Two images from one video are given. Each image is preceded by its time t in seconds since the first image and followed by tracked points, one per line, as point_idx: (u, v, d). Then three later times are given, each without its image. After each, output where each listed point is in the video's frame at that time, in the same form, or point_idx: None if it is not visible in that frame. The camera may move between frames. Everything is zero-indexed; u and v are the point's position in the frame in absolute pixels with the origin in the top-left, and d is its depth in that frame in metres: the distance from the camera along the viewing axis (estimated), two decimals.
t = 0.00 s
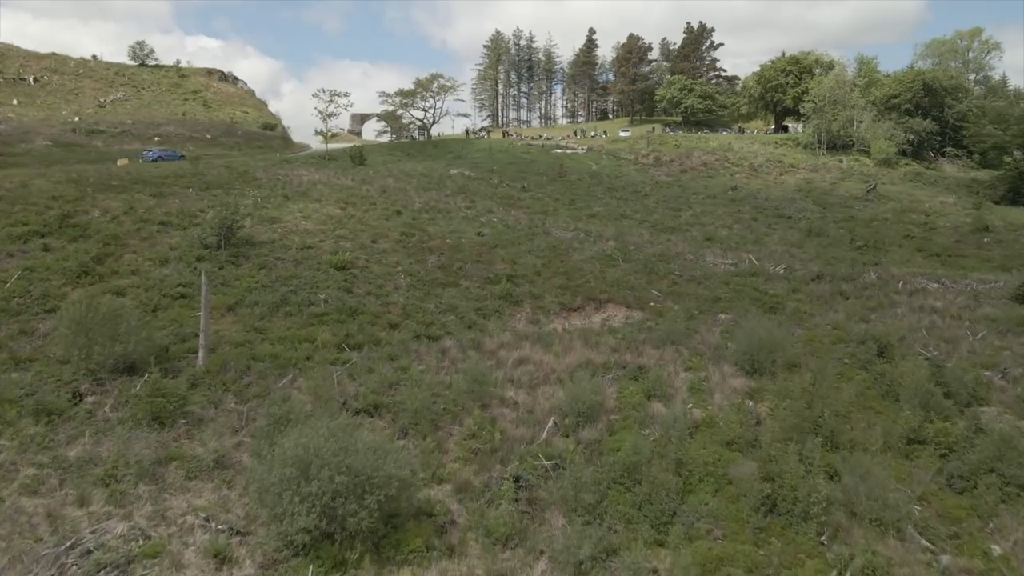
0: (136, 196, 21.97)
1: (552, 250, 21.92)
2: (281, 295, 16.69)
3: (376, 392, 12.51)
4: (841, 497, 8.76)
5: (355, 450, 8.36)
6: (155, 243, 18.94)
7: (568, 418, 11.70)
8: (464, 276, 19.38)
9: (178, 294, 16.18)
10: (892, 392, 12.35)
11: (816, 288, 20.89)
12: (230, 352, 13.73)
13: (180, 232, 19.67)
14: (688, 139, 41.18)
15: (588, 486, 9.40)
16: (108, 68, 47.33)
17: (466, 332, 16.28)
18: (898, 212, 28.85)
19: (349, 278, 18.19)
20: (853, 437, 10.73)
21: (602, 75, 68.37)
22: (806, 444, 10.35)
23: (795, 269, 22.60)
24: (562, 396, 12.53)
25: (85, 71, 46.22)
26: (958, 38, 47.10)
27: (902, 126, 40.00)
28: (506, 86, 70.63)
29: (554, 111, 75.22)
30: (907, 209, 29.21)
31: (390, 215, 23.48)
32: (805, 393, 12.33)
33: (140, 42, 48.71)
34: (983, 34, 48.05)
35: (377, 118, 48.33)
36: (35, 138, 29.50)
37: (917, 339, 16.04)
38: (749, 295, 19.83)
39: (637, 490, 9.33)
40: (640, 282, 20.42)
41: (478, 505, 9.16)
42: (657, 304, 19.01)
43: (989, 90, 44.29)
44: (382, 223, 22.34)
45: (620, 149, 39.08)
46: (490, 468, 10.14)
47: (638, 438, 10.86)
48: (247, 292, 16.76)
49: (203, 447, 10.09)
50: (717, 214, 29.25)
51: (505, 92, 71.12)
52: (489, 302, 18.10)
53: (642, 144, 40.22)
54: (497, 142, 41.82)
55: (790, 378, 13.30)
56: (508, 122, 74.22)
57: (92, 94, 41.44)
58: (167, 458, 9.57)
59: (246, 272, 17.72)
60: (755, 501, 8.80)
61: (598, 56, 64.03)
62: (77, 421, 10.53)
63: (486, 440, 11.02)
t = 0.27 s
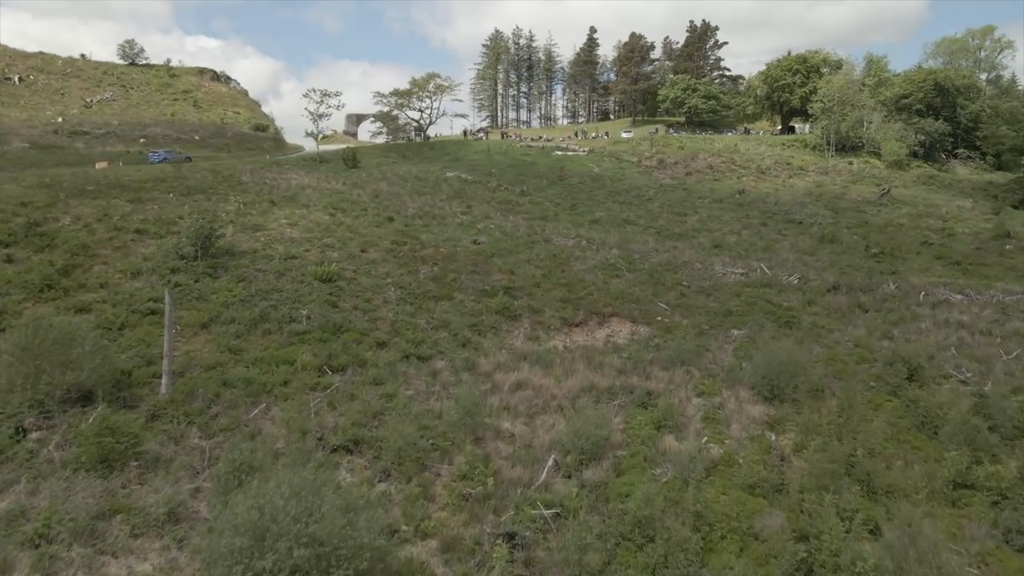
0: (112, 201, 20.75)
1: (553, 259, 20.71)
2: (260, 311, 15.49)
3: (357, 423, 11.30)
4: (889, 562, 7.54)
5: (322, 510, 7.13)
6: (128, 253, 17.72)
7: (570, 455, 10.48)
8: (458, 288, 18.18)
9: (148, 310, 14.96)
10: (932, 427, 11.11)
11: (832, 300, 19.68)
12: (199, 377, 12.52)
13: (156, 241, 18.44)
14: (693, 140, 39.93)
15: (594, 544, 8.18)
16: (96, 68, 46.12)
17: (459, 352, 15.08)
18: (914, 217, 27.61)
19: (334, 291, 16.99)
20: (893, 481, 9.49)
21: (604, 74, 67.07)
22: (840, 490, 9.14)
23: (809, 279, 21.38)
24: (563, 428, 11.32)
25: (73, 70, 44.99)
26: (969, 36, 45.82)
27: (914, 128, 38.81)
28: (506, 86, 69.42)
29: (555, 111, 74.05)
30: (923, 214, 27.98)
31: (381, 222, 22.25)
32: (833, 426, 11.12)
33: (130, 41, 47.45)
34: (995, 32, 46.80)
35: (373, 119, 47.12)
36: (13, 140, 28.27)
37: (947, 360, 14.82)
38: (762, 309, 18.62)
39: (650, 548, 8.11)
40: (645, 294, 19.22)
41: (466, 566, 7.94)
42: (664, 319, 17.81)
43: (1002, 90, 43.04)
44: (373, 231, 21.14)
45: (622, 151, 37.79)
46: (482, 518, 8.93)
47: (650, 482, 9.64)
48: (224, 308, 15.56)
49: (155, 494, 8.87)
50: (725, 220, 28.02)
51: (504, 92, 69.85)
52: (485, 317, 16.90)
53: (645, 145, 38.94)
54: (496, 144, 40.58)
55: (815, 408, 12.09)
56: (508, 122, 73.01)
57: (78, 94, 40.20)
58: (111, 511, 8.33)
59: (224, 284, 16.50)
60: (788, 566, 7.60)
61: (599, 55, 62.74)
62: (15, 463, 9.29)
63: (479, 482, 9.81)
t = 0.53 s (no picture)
0: (89, 206, 19.71)
1: (553, 268, 19.68)
2: (240, 327, 14.45)
3: (338, 457, 10.26)
4: None
5: None
6: (102, 263, 16.68)
7: (573, 496, 9.44)
8: (453, 301, 17.14)
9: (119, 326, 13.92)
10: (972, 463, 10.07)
11: (849, 312, 18.63)
12: (168, 403, 11.48)
13: (133, 251, 17.39)
14: (697, 142, 38.87)
15: None
16: (86, 67, 45.11)
17: (453, 372, 14.05)
18: (929, 223, 26.54)
19: (321, 304, 15.96)
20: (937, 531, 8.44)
21: (605, 74, 66.00)
22: (879, 542, 8.10)
23: (822, 289, 20.34)
24: (565, 463, 10.28)
25: (62, 69, 43.98)
26: (980, 35, 44.76)
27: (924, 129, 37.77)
28: (505, 86, 68.39)
29: (555, 112, 73.05)
30: (938, 219, 26.94)
31: (374, 229, 21.20)
32: (864, 461, 10.07)
33: (121, 40, 46.47)
34: (1005, 30, 45.74)
35: (369, 120, 46.10)
36: None
37: (978, 380, 13.78)
38: (775, 322, 17.57)
39: None
40: (651, 306, 18.18)
41: None
42: (672, 335, 16.77)
43: (1014, 90, 41.99)
44: (364, 238, 20.11)
45: (625, 153, 36.70)
46: (474, 575, 7.88)
47: (663, 531, 8.59)
48: (202, 323, 14.52)
49: (104, 548, 7.82)
50: (732, 225, 26.97)
51: (503, 92, 68.77)
52: (481, 333, 15.86)
53: (648, 147, 37.86)
54: (495, 146, 39.49)
55: (840, 439, 11.05)
56: (507, 123, 72.02)
57: (66, 94, 39.15)
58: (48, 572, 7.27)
59: (203, 298, 15.47)
60: None
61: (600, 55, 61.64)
62: None
63: (472, 530, 8.76)
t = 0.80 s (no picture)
0: (59, 214, 18.45)
1: (555, 280, 18.45)
2: (213, 349, 13.21)
3: (311, 507, 9.02)
4: None
5: None
6: (67, 276, 15.41)
7: (579, 558, 8.19)
8: (447, 318, 15.92)
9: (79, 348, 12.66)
10: None
11: (871, 327, 17.39)
12: (124, 442, 10.23)
13: (102, 262, 16.16)
14: (702, 143, 37.67)
15: None
16: (74, 66, 43.88)
17: (446, 399, 12.84)
18: (948, 229, 25.30)
19: (302, 323, 14.71)
20: None
21: (607, 73, 64.72)
22: None
23: (841, 302, 19.11)
24: (570, 514, 9.03)
25: (49, 69, 42.75)
26: (992, 33, 43.53)
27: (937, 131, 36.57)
28: (505, 86, 67.18)
29: (555, 112, 71.82)
30: (957, 225, 25.71)
31: (364, 238, 19.97)
32: (910, 514, 8.84)
33: (110, 38, 45.26)
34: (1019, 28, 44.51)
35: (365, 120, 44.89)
36: None
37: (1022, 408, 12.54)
38: (793, 340, 16.34)
39: None
40: (659, 323, 16.96)
41: None
42: (683, 354, 15.54)
43: None
44: (353, 249, 18.89)
45: (628, 154, 35.46)
46: None
47: None
48: (171, 345, 13.29)
49: None
50: (742, 232, 25.75)
51: (503, 92, 67.51)
52: (477, 353, 14.66)
53: (652, 149, 36.65)
54: (494, 147, 38.27)
55: (879, 483, 9.81)
56: (507, 124, 70.82)
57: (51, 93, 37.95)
58: None
59: (174, 316, 14.23)
60: None
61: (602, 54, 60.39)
62: None
63: None
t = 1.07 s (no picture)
0: (29, 221, 17.36)
1: (556, 291, 17.37)
2: (184, 371, 12.14)
3: (281, 562, 7.93)
4: None
5: None
6: (31, 289, 14.30)
7: None
8: (440, 335, 14.86)
9: (36, 371, 11.53)
10: None
11: (893, 342, 16.32)
12: (75, 482, 9.12)
13: (71, 274, 15.07)
14: (707, 144, 36.59)
15: None
16: (62, 66, 42.80)
17: (438, 427, 11.77)
18: (966, 236, 24.24)
19: (284, 340, 13.64)
20: None
21: (608, 73, 63.63)
22: None
23: (859, 314, 18.04)
24: (574, 570, 7.96)
25: (36, 68, 41.67)
26: (1004, 31, 42.48)
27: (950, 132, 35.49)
28: (505, 86, 66.12)
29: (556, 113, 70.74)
30: (976, 231, 24.66)
31: (354, 246, 18.91)
32: (963, 572, 7.74)
33: (99, 37, 44.21)
34: None
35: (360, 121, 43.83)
36: None
37: None
38: (810, 358, 15.28)
39: None
40: (668, 339, 15.89)
41: None
42: (693, 373, 14.48)
43: None
44: (342, 258, 17.82)
45: (631, 156, 34.42)
46: None
47: None
48: (139, 367, 12.21)
49: None
50: (751, 238, 24.69)
51: (502, 92, 66.44)
52: (472, 374, 13.59)
53: (655, 151, 35.59)
54: (493, 149, 37.22)
55: (922, 531, 8.74)
56: (507, 124, 69.76)
57: (36, 93, 36.87)
58: None
59: (144, 334, 13.15)
60: None
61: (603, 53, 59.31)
62: None
63: None
